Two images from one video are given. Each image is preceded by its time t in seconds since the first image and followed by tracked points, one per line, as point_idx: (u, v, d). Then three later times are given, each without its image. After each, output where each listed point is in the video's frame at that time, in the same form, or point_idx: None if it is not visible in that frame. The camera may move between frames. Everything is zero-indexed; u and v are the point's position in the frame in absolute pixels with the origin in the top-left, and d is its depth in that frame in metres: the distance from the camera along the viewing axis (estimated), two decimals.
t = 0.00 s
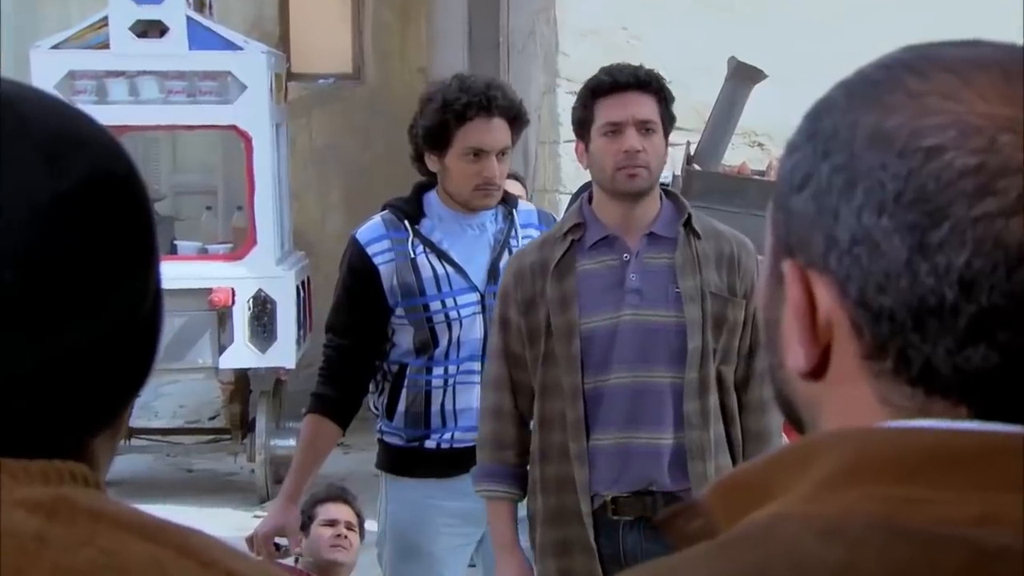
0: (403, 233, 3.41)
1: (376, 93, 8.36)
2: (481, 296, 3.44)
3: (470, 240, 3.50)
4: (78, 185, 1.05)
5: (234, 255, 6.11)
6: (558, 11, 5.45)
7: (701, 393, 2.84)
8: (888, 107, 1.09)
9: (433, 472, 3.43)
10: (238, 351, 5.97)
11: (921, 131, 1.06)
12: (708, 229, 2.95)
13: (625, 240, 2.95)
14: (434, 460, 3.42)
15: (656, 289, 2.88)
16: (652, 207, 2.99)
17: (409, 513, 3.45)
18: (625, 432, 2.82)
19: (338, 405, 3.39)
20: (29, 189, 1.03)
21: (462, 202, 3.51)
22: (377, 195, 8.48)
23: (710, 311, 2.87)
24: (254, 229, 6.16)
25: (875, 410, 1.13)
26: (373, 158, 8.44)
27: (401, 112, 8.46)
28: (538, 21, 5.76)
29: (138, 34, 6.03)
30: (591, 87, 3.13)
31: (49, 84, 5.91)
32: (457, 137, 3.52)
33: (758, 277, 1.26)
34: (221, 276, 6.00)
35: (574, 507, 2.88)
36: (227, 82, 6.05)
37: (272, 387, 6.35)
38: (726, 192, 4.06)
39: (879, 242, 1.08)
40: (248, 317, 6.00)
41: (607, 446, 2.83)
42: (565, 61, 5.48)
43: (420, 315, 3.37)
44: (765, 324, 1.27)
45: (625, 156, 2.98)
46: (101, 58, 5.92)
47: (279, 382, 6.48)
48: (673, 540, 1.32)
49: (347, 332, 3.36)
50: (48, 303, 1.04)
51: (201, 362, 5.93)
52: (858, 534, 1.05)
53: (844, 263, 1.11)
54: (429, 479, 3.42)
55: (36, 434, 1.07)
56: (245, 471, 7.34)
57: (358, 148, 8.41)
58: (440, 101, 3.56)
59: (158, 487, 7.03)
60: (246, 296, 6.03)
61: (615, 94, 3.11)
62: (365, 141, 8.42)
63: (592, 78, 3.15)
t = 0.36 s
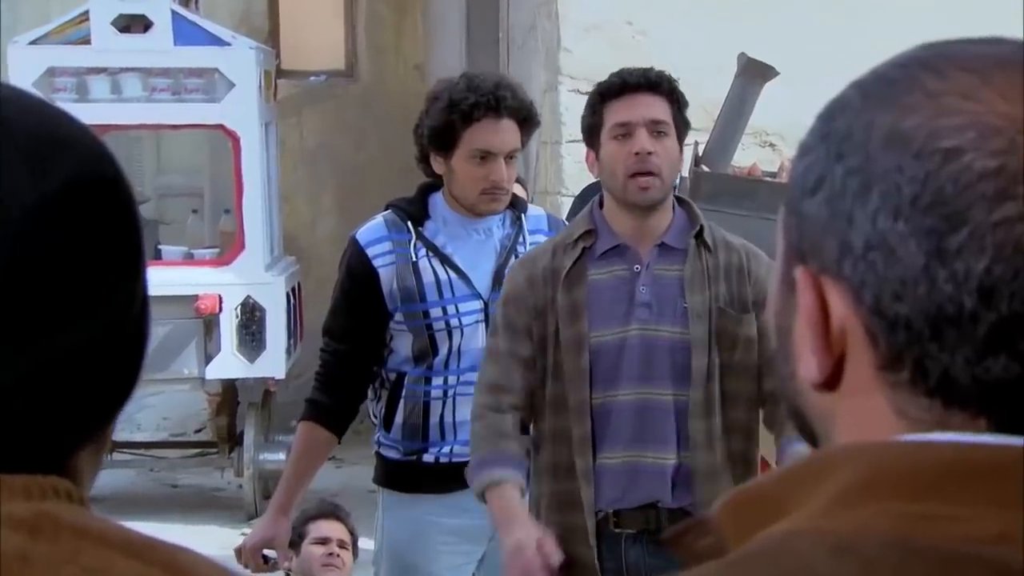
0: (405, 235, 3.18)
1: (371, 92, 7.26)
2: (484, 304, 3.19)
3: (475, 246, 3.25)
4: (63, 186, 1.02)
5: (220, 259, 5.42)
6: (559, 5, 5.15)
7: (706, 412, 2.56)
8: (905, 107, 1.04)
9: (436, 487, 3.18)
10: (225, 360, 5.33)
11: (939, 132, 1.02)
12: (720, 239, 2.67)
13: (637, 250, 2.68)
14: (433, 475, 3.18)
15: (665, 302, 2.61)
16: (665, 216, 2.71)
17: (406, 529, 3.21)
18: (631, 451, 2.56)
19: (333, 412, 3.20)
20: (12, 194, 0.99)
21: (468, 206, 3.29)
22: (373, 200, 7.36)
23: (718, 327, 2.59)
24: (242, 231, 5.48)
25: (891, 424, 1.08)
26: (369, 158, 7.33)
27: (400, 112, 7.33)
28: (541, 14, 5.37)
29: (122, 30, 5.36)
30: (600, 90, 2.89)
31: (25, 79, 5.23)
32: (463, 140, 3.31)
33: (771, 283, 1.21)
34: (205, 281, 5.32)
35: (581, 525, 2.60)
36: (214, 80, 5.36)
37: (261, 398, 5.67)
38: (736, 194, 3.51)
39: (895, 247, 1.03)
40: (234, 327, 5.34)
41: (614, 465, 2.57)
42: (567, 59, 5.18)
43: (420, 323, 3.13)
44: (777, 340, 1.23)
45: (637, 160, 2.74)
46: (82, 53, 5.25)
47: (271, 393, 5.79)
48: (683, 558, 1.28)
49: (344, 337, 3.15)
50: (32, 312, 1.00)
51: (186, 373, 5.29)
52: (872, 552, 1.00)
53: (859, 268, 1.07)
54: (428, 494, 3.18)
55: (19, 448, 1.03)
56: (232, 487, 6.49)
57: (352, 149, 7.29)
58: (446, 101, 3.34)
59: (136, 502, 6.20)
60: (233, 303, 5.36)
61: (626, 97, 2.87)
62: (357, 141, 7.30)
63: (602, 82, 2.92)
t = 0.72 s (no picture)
0: (402, 239, 2.84)
1: (364, 87, 6.97)
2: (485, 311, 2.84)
3: (474, 250, 2.90)
4: (38, 197, 0.97)
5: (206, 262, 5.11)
6: None
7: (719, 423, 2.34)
8: (926, 106, 0.99)
9: (432, 502, 2.81)
10: (213, 369, 5.00)
11: (961, 132, 0.97)
12: (740, 243, 2.44)
13: (651, 251, 2.46)
14: (430, 491, 2.80)
15: (678, 306, 2.41)
16: (684, 217, 2.48)
17: (401, 547, 2.85)
18: (638, 462, 2.34)
19: (328, 426, 2.87)
20: None
21: (468, 208, 2.93)
22: (365, 199, 7.07)
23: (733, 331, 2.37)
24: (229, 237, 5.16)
25: (910, 437, 1.04)
26: (364, 156, 7.04)
27: (395, 108, 7.05)
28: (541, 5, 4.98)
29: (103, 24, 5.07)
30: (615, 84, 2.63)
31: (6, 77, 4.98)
32: (462, 139, 2.95)
33: (785, 287, 1.16)
34: (192, 287, 5.02)
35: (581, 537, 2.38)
36: (200, 75, 5.06)
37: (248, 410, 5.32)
38: (747, 195, 3.40)
39: (915, 252, 0.99)
40: (222, 335, 5.01)
41: (618, 478, 2.35)
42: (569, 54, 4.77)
43: (418, 332, 2.79)
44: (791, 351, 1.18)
45: (651, 156, 2.50)
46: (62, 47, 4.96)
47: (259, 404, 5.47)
48: None
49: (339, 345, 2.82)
50: (16, 319, 0.96)
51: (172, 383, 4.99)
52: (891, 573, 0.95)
53: (877, 274, 1.02)
54: (423, 512, 2.81)
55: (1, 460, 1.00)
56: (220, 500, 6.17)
57: (344, 146, 7.00)
58: (444, 98, 2.98)
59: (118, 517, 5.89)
60: (221, 310, 5.03)
61: (642, 90, 2.61)
62: (352, 138, 7.01)
63: (618, 76, 2.65)
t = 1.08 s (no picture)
0: (394, 244, 2.74)
1: (358, 86, 6.83)
2: (480, 320, 2.75)
3: (469, 257, 2.81)
4: (24, 195, 0.94)
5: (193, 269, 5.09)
6: None
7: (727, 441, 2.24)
8: (945, 106, 0.95)
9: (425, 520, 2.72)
10: (199, 378, 4.99)
11: (981, 134, 0.93)
12: (749, 252, 2.36)
13: (658, 262, 2.36)
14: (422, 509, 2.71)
15: (686, 320, 2.30)
16: (687, 223, 2.38)
17: (392, 567, 2.76)
18: (644, 480, 2.25)
19: (316, 438, 2.77)
20: None
21: (462, 211, 2.83)
22: (357, 203, 6.92)
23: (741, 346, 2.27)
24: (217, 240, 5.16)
25: (928, 452, 1.00)
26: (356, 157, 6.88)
27: (389, 108, 6.90)
28: None
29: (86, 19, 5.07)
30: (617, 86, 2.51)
31: None
32: (456, 138, 2.84)
33: (797, 295, 1.11)
34: (174, 291, 5.00)
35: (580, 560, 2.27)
36: (187, 73, 5.06)
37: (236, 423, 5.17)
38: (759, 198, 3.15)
39: (933, 260, 0.95)
40: (208, 343, 4.99)
41: (624, 497, 2.25)
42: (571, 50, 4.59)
43: (411, 342, 2.70)
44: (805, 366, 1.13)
45: (655, 161, 2.37)
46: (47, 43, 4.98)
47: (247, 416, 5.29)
48: None
49: (328, 354, 2.72)
50: None
51: (156, 393, 5.00)
52: None
53: (894, 280, 0.98)
54: (415, 530, 2.72)
55: None
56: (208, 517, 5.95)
57: (335, 149, 6.85)
58: (438, 96, 2.87)
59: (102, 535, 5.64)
60: (206, 319, 5.02)
61: (646, 93, 2.48)
62: (343, 140, 6.86)
63: (622, 77, 2.53)
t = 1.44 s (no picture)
0: (383, 253, 2.58)
1: (351, 87, 6.35)
2: (474, 331, 2.59)
3: (462, 266, 2.66)
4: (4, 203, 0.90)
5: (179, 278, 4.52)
6: None
7: (733, 459, 2.15)
8: (960, 109, 0.92)
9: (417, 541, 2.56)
10: (186, 391, 4.46)
11: (997, 139, 0.90)
12: (756, 261, 2.24)
13: (660, 276, 2.27)
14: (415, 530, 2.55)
15: (689, 333, 2.20)
16: (693, 238, 2.30)
17: None
18: (649, 501, 2.15)
19: (304, 459, 2.59)
20: None
21: (456, 218, 2.69)
22: (346, 208, 6.42)
23: (749, 362, 2.17)
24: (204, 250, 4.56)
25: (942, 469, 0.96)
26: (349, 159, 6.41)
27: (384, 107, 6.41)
28: None
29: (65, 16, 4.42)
30: (624, 93, 2.45)
31: None
32: (449, 142, 2.72)
33: (808, 304, 1.07)
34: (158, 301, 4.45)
35: None
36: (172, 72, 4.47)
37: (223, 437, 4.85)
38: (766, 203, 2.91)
39: (948, 269, 0.91)
40: (195, 352, 4.45)
41: (628, 518, 2.15)
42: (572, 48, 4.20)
43: (402, 355, 2.53)
44: (815, 379, 1.08)
45: (664, 180, 2.33)
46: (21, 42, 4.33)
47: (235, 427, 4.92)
48: None
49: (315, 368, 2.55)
50: None
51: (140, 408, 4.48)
52: None
53: (907, 290, 0.94)
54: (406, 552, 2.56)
55: None
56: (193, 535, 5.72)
57: (326, 151, 6.36)
58: (430, 97, 2.73)
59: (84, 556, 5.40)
60: (194, 331, 4.47)
61: (654, 104, 2.43)
62: (333, 142, 6.37)
63: (628, 83, 2.47)
